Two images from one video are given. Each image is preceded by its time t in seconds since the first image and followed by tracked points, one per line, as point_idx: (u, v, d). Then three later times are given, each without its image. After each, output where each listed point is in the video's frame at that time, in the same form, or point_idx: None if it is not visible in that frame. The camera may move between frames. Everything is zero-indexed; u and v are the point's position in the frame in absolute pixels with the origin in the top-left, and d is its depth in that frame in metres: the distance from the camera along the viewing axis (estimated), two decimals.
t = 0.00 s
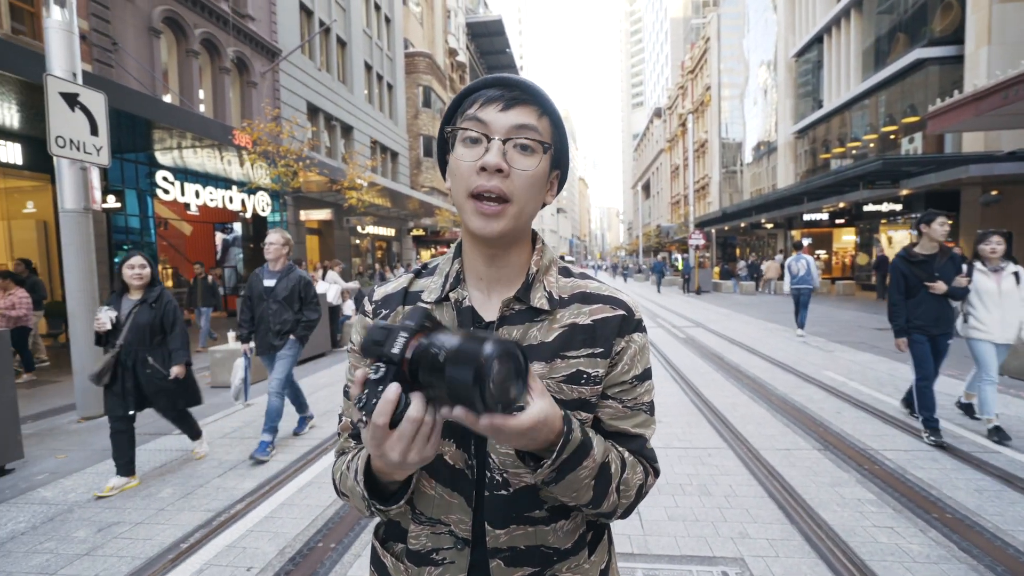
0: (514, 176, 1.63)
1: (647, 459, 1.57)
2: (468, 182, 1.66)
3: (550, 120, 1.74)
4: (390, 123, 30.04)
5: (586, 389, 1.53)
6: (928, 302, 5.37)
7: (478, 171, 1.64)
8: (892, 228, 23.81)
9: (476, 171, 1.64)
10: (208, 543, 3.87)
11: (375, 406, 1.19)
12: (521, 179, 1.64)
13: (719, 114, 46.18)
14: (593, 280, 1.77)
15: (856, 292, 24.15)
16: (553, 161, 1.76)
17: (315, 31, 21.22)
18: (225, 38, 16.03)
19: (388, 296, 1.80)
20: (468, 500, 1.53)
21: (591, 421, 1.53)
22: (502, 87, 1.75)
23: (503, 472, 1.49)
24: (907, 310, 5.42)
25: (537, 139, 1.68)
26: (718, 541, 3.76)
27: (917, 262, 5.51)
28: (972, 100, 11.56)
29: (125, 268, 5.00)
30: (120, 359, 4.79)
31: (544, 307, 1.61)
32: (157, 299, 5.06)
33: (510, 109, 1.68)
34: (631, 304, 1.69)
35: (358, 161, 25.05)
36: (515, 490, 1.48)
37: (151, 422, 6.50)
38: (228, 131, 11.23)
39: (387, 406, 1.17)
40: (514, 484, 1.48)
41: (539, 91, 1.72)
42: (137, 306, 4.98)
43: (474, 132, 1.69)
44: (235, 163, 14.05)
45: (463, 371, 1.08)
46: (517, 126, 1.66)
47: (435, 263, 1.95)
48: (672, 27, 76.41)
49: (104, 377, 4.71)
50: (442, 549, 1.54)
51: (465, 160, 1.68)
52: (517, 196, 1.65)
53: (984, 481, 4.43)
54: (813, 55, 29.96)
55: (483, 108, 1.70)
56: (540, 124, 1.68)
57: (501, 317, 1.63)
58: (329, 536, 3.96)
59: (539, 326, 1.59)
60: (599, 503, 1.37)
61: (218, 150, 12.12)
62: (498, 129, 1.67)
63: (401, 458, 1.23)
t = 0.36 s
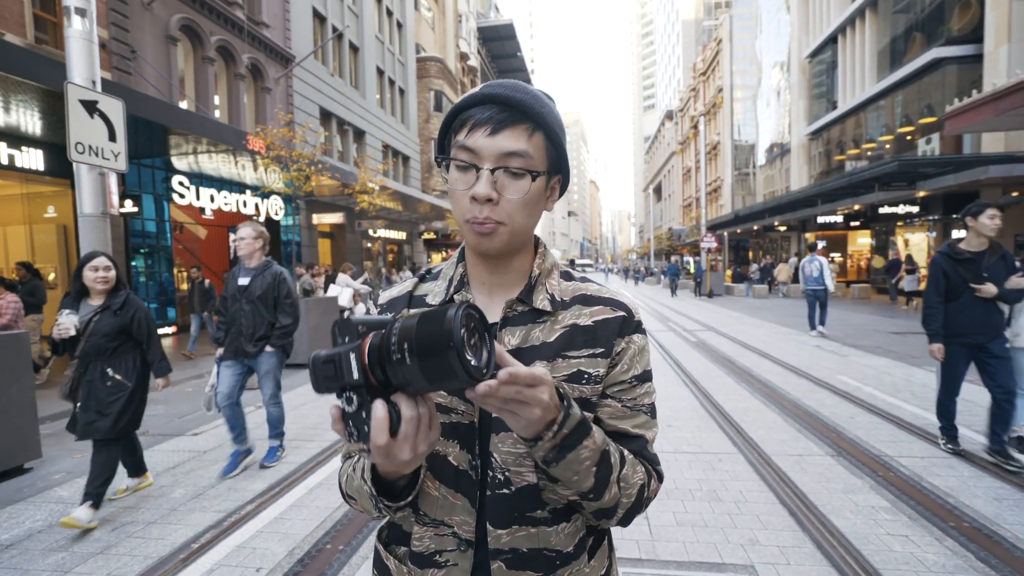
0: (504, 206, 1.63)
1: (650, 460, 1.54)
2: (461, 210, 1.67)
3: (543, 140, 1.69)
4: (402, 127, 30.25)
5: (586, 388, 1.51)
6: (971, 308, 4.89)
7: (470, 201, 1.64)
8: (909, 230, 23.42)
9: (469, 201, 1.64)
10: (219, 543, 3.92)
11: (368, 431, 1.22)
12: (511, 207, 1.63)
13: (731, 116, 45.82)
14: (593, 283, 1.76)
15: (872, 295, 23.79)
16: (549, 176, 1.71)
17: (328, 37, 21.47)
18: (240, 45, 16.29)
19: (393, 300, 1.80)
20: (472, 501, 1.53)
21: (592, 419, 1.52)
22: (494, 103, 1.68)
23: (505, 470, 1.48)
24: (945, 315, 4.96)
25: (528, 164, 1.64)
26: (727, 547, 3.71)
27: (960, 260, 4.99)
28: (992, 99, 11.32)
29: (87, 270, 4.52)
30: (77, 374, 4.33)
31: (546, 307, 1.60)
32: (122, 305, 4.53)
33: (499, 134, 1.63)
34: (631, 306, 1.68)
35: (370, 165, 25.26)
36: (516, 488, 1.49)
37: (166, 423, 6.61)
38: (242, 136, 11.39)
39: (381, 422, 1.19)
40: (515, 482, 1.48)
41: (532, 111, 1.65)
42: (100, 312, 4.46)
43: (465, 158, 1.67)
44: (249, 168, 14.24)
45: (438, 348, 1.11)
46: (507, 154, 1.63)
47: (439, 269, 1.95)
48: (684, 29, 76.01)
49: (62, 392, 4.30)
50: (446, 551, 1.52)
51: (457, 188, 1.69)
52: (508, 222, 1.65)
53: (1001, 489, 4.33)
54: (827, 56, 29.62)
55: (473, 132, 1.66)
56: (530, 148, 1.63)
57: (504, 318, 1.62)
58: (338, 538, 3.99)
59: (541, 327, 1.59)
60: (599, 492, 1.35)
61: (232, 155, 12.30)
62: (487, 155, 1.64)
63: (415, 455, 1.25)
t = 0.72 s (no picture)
0: (513, 203, 1.62)
1: (640, 462, 1.53)
2: (467, 207, 1.66)
3: (547, 138, 1.70)
4: (408, 128, 30.36)
5: (576, 388, 1.51)
6: None
7: (477, 197, 1.62)
8: (918, 232, 23.22)
9: (475, 198, 1.63)
10: (223, 541, 3.94)
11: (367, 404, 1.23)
12: (520, 205, 1.63)
13: (738, 117, 45.64)
14: (591, 283, 1.75)
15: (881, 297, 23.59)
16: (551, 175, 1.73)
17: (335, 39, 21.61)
18: (248, 47, 16.42)
19: (393, 297, 1.78)
20: (465, 497, 1.53)
21: (582, 420, 1.51)
22: (496, 102, 1.68)
23: (494, 467, 1.48)
24: (1008, 323, 4.64)
25: (535, 162, 1.65)
26: (730, 549, 3.69)
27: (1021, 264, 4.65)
28: (1002, 99, 11.20)
29: (34, 265, 4.07)
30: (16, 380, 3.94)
31: (541, 307, 1.59)
32: (71, 304, 4.10)
33: (507, 131, 1.62)
34: (627, 307, 1.67)
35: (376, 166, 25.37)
36: (504, 486, 1.48)
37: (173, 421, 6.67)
38: (249, 137, 11.47)
39: (382, 402, 1.19)
40: (503, 480, 1.48)
41: (535, 109, 1.66)
42: (46, 312, 4.03)
43: (471, 156, 1.65)
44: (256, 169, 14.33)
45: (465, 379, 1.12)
46: (514, 151, 1.63)
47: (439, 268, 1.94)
48: (691, 30, 75.77)
49: None
50: (441, 546, 1.52)
51: (462, 185, 1.66)
52: (516, 220, 1.66)
53: (1009, 493, 4.27)
54: (834, 56, 29.44)
55: (479, 130, 1.64)
56: (537, 145, 1.64)
57: (499, 317, 1.62)
58: (341, 537, 4.00)
59: (535, 327, 1.58)
60: (579, 495, 1.34)
61: (239, 156, 12.39)
62: (494, 153, 1.63)
63: (391, 457, 1.23)
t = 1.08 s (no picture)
0: (528, 208, 1.64)
1: (638, 463, 1.54)
2: (482, 217, 1.65)
3: (552, 141, 1.72)
4: (409, 128, 30.37)
5: (577, 388, 1.52)
6: None
7: (492, 207, 1.63)
8: (919, 230, 23.16)
9: (490, 207, 1.63)
10: (225, 538, 3.95)
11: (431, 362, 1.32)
12: (533, 210, 1.65)
13: (739, 116, 45.56)
14: (592, 283, 1.75)
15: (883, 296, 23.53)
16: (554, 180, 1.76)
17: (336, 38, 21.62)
18: (249, 46, 16.43)
19: (396, 295, 1.74)
20: (466, 493, 1.52)
21: (581, 421, 1.52)
22: (501, 108, 1.67)
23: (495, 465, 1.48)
24: None
25: (544, 166, 1.67)
26: (730, 547, 3.69)
27: None
28: (1004, 98, 11.19)
29: None
30: None
31: (541, 307, 1.59)
32: None
33: (518, 138, 1.64)
34: (627, 308, 1.67)
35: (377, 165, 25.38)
36: (505, 483, 1.48)
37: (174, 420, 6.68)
38: (250, 137, 11.48)
39: (433, 367, 1.28)
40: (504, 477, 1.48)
41: (541, 114, 1.67)
42: None
43: (482, 165, 1.65)
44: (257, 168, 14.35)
45: (480, 396, 1.15)
46: (525, 157, 1.64)
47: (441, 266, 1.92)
48: (692, 28, 75.63)
49: None
50: (440, 540, 1.52)
51: (475, 194, 1.66)
52: (529, 224, 1.67)
53: (1011, 491, 4.26)
54: (836, 55, 29.38)
55: (489, 138, 1.64)
56: (545, 152, 1.66)
57: (499, 317, 1.61)
58: (343, 534, 4.01)
59: (536, 327, 1.58)
60: (578, 504, 1.37)
61: (240, 155, 12.40)
62: (506, 161, 1.64)
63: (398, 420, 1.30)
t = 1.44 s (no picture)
0: (529, 208, 1.64)
1: (641, 457, 1.56)
2: (484, 217, 1.66)
3: (554, 143, 1.73)
4: (406, 126, 30.32)
5: (580, 385, 1.53)
6: None
7: (494, 208, 1.64)
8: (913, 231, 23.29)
9: (491, 208, 1.64)
10: (222, 537, 3.95)
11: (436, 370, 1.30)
12: (533, 211, 1.65)
13: (735, 116, 45.70)
14: (594, 280, 1.76)
15: (877, 296, 23.65)
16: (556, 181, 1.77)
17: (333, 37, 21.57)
18: (245, 44, 16.36)
19: (398, 292, 1.76)
20: (470, 489, 1.52)
21: (585, 418, 1.53)
22: (505, 111, 1.68)
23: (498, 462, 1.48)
24: None
25: (547, 169, 1.67)
26: (727, 545, 3.71)
27: None
28: (997, 99, 11.28)
29: None
30: None
31: (543, 305, 1.60)
32: None
33: (521, 140, 1.64)
34: (628, 304, 1.68)
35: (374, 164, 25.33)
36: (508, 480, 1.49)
37: (170, 419, 6.65)
38: (247, 135, 11.44)
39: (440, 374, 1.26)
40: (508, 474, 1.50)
41: (544, 116, 1.68)
42: None
43: (484, 167, 1.66)
44: (253, 167, 14.29)
45: (484, 407, 1.11)
46: (527, 160, 1.64)
47: (443, 262, 1.92)
48: (690, 29, 75.79)
49: None
50: (445, 536, 1.53)
51: (477, 195, 1.67)
52: (530, 224, 1.68)
53: (1004, 490, 4.30)
54: (832, 55, 29.49)
55: (492, 141, 1.65)
56: (548, 153, 1.66)
57: (503, 314, 1.62)
58: (340, 533, 4.01)
59: (538, 324, 1.59)
60: (583, 506, 1.39)
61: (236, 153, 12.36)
62: (509, 163, 1.65)
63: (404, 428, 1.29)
